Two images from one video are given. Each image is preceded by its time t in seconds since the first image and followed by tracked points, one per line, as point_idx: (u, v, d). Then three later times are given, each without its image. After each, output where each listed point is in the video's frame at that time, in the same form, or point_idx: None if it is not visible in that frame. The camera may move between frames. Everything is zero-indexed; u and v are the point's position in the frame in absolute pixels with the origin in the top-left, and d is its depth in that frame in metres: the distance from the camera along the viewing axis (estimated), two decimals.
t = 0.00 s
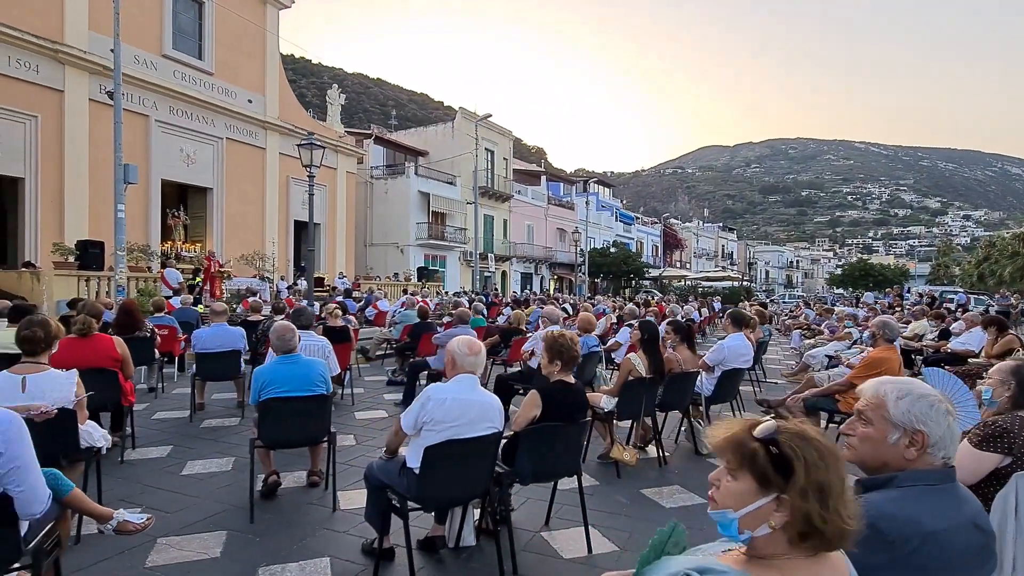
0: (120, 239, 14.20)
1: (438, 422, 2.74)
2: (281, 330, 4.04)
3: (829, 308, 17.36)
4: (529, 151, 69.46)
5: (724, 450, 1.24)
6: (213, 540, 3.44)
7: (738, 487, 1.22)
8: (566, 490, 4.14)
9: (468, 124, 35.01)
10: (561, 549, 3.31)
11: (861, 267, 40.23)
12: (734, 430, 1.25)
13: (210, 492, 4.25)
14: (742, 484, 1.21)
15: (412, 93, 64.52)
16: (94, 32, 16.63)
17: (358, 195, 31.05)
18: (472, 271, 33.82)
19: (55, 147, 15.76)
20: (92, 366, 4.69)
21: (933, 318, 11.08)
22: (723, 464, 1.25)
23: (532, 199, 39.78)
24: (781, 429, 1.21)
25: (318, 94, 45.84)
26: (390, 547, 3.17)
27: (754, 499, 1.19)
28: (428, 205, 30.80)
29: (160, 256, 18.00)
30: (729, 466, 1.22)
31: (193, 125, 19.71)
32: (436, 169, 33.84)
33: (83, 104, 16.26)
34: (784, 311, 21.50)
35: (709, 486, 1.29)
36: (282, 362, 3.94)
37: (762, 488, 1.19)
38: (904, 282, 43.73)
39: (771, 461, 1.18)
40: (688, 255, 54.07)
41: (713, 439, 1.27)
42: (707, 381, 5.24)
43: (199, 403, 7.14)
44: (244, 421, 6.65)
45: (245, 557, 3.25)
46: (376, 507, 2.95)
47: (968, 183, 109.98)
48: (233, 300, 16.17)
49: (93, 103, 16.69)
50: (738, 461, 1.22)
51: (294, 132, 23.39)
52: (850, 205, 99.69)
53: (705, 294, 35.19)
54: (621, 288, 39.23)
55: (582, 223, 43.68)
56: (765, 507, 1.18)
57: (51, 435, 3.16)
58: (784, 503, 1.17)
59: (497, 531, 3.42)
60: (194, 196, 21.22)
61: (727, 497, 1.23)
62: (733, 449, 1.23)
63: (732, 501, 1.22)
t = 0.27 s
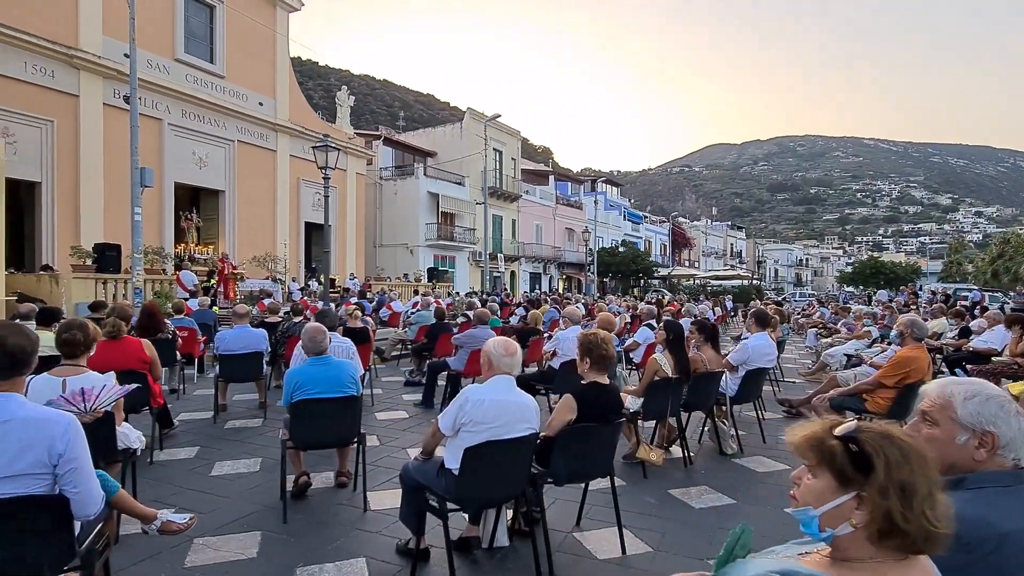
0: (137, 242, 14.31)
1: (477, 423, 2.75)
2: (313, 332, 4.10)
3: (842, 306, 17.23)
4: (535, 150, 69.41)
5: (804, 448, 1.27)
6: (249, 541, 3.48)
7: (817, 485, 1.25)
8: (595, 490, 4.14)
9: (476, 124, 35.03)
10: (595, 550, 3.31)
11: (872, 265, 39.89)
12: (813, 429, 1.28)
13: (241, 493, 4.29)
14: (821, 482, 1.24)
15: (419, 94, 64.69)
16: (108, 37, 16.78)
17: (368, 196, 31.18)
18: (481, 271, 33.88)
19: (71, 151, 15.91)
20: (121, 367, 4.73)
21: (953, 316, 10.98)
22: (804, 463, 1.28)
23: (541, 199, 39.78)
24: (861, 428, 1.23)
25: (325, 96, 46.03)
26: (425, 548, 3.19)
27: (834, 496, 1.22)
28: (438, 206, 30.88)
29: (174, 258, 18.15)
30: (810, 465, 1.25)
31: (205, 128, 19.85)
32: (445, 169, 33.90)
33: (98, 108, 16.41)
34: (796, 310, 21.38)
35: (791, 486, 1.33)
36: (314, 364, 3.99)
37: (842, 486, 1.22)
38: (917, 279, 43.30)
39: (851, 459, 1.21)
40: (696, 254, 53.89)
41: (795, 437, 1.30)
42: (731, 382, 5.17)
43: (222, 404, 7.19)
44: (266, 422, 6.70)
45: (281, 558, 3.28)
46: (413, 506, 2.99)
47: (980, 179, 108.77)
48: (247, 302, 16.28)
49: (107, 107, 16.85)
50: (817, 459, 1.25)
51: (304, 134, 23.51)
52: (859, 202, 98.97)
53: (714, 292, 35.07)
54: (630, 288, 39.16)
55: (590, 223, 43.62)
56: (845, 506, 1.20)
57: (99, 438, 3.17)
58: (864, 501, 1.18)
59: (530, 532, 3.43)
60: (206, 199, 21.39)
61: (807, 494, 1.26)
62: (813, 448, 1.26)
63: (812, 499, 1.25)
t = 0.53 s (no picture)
0: (178, 247, 14.68)
1: (531, 424, 2.74)
2: (361, 333, 4.17)
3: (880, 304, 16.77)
4: (560, 151, 69.20)
5: (953, 464, 1.38)
6: (301, 540, 3.53)
7: (974, 501, 1.36)
8: (641, 492, 4.11)
9: (503, 125, 35.08)
10: (647, 554, 3.27)
11: (910, 263, 38.76)
12: (960, 445, 1.38)
13: (290, 492, 4.37)
14: (980, 500, 1.36)
15: (444, 97, 65.07)
16: (147, 47, 17.26)
17: (396, 199, 31.46)
18: (508, 272, 33.95)
19: (114, 159, 16.39)
20: (173, 369, 4.85)
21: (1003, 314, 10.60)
22: (952, 479, 1.39)
23: (567, 200, 39.69)
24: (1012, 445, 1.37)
25: (352, 100, 46.64)
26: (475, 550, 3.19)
27: (992, 514, 1.34)
28: (465, 208, 31.01)
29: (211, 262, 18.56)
30: (970, 482, 1.36)
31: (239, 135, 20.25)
32: (472, 171, 34.03)
33: (138, 117, 16.87)
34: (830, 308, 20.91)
35: (916, 501, 1.46)
36: (361, 365, 4.06)
37: (1003, 502, 1.34)
38: (958, 276, 41.91)
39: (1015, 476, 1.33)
40: (725, 253, 53.15)
41: (942, 452, 1.40)
42: (777, 383, 5.08)
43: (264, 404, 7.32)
44: (308, 422, 6.81)
45: (334, 556, 3.32)
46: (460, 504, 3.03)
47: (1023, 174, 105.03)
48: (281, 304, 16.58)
49: (148, 116, 17.32)
50: (980, 478, 1.35)
51: (335, 139, 23.84)
52: (895, 199, 96.45)
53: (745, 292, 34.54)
54: (658, 288, 38.78)
55: (617, 223, 43.36)
56: (1004, 523, 1.33)
57: (163, 434, 3.26)
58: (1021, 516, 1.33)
59: (579, 534, 3.41)
60: (241, 203, 21.83)
61: (958, 514, 1.37)
62: (970, 465, 1.36)
63: (967, 518, 1.36)
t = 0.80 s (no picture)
0: (227, 251, 15.10)
1: (593, 426, 2.69)
2: (418, 332, 4.20)
3: (932, 305, 16.13)
4: (595, 151, 68.81)
5: None
6: (357, 538, 3.55)
7: None
8: (697, 497, 4.01)
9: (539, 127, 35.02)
10: (708, 561, 3.16)
11: (965, 262, 37.11)
12: None
13: (343, 490, 4.42)
14: None
15: (478, 100, 65.46)
16: (197, 59, 17.81)
17: (433, 202, 31.75)
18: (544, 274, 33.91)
19: (166, 167, 16.95)
20: (229, 367, 4.97)
21: None
22: None
23: (603, 200, 39.45)
24: None
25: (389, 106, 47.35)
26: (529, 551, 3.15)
27: None
28: (501, 210, 31.11)
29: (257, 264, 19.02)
30: None
31: (283, 141, 20.73)
32: (508, 174, 34.09)
33: (189, 126, 17.40)
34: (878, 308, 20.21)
35: None
36: (417, 364, 4.11)
37: None
38: (1016, 276, 39.97)
39: None
40: (766, 253, 51.93)
41: None
42: (837, 386, 4.88)
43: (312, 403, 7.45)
44: (355, 421, 6.88)
45: (390, 556, 3.32)
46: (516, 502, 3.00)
47: None
48: (324, 306, 16.88)
49: (198, 125, 17.86)
50: None
51: (374, 143, 24.17)
52: (946, 195, 92.82)
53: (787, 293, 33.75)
54: (697, 289, 38.18)
55: (654, 223, 42.86)
56: None
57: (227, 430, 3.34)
58: None
59: (635, 539, 3.34)
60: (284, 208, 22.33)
61: None
62: None
63: None
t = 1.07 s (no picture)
0: (261, 255, 15.32)
1: (651, 433, 2.59)
2: (465, 333, 4.14)
3: (975, 307, 15.56)
4: (621, 152, 68.32)
5: None
6: (401, 543, 3.51)
7: None
8: (749, 508, 3.86)
9: (567, 130, 34.87)
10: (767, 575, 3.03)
11: (1009, 263, 35.76)
12: None
13: (384, 494, 4.40)
14: None
15: (504, 104, 65.56)
16: (232, 67, 18.14)
17: (461, 205, 31.85)
18: (572, 276, 33.74)
19: (202, 173, 17.29)
20: (271, 371, 4.99)
21: None
22: None
23: (631, 202, 39.11)
24: None
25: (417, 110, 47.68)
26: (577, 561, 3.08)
27: None
28: (528, 213, 31.06)
29: (289, 268, 19.27)
30: None
31: (315, 147, 20.99)
32: (535, 176, 34.02)
33: (224, 133, 17.73)
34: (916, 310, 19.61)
35: None
36: (461, 367, 4.06)
37: None
38: None
39: None
40: (798, 255, 50.88)
41: None
42: (893, 393, 4.69)
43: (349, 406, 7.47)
44: (392, 425, 6.87)
45: (437, 562, 3.27)
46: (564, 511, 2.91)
47: None
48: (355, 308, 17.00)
49: (233, 131, 18.19)
50: None
51: (403, 148, 24.32)
52: (988, 194, 89.81)
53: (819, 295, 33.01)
54: (727, 291, 37.55)
55: (684, 225, 42.32)
56: None
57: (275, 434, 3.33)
58: None
59: (688, 551, 3.22)
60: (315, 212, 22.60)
61: None
62: None
63: None
